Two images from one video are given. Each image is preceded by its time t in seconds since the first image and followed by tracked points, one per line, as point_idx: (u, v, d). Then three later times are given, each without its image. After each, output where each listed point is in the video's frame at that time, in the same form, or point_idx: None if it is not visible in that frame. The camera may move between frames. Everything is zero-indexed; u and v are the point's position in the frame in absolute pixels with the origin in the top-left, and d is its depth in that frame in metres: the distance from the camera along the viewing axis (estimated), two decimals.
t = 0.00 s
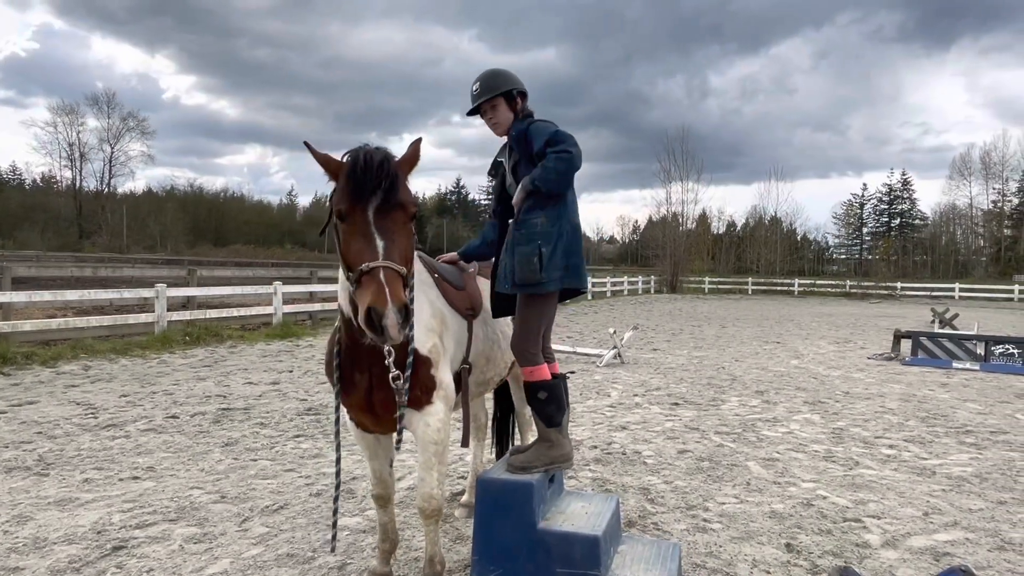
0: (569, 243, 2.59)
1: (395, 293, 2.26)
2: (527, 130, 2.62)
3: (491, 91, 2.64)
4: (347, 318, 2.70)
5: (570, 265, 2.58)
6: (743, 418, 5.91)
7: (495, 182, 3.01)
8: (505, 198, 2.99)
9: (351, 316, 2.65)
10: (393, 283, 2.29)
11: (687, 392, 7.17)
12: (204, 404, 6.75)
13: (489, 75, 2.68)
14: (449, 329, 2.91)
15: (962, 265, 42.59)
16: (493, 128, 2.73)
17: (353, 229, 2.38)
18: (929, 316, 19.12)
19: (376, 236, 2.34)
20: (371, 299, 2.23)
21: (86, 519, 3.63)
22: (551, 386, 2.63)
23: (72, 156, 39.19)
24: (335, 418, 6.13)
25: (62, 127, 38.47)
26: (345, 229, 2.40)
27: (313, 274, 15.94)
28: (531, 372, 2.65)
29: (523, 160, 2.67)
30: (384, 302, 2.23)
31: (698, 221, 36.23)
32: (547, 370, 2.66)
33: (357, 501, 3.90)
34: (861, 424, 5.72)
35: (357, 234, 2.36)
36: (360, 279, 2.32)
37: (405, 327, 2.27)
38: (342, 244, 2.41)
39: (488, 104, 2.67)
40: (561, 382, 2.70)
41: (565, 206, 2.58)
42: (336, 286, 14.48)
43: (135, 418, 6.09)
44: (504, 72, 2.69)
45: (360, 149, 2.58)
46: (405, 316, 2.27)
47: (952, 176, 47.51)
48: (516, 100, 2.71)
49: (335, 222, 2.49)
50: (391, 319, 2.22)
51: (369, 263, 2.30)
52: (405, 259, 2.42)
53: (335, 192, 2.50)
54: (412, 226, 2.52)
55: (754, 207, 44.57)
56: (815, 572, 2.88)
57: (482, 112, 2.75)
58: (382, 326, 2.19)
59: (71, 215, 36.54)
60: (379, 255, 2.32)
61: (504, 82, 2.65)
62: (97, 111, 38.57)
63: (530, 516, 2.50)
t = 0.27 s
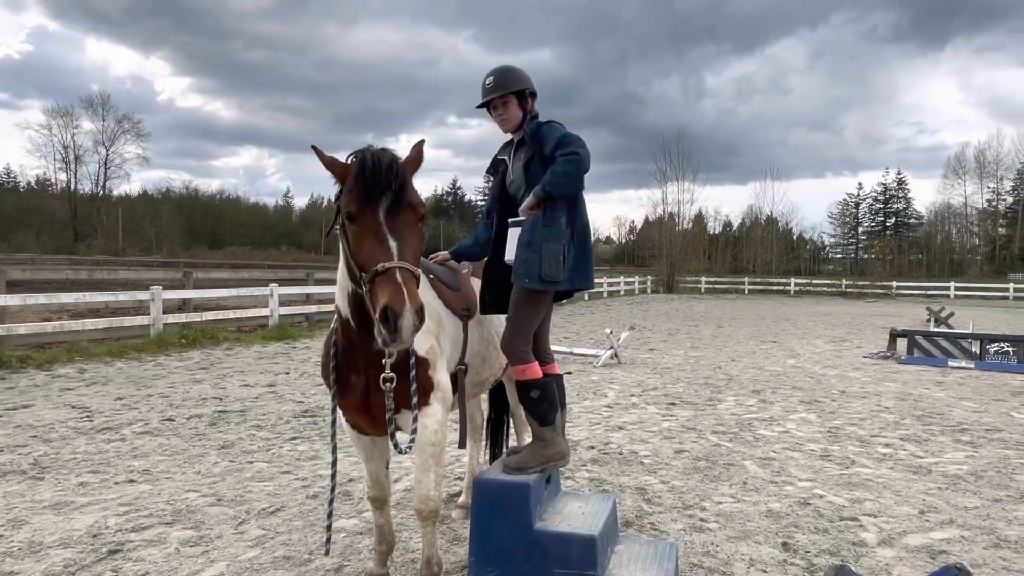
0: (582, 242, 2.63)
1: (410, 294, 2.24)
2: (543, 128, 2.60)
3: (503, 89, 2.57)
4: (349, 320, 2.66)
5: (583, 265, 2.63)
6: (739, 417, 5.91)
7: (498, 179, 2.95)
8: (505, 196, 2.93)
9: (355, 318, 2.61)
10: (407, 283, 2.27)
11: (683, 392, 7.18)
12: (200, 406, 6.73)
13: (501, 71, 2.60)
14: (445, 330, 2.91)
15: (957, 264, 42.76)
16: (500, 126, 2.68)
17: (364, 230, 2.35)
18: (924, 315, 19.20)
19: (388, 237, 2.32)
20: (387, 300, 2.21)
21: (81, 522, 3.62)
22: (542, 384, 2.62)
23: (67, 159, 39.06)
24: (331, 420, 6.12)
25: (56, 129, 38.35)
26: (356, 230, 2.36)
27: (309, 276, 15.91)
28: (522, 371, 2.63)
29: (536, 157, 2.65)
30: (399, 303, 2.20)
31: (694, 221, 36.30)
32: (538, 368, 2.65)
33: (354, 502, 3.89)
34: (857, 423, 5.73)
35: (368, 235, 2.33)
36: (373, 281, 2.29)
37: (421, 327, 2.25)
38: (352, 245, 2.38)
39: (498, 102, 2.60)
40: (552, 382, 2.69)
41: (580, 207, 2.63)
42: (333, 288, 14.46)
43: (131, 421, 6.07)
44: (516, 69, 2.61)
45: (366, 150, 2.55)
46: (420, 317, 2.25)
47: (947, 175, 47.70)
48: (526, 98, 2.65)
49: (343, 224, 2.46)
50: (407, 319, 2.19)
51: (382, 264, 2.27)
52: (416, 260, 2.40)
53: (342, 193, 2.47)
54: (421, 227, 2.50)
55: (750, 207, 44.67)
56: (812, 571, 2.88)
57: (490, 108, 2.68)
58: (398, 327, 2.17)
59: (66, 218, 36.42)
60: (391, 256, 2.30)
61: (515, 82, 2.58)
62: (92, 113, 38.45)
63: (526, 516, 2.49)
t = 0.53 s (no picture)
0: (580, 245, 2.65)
1: (411, 295, 2.24)
2: (542, 128, 2.60)
3: (505, 89, 2.56)
4: (347, 321, 2.66)
5: (582, 268, 2.65)
6: (736, 416, 5.92)
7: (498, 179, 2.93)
8: (506, 197, 2.92)
9: (353, 319, 2.61)
10: (408, 285, 2.26)
11: (681, 390, 7.19)
12: (197, 409, 6.71)
13: (502, 70, 2.59)
14: (443, 331, 2.91)
15: (952, 262, 42.94)
16: (500, 126, 2.67)
17: (365, 230, 2.35)
18: (920, 313, 19.27)
19: (389, 239, 2.32)
20: (388, 301, 2.20)
21: (78, 526, 3.60)
22: (537, 384, 2.61)
23: (61, 161, 38.92)
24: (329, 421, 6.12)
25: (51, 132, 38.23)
26: (357, 231, 2.36)
27: (306, 277, 15.88)
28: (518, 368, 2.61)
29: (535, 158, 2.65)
30: (400, 305, 2.20)
31: (690, 221, 36.35)
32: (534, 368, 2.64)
33: (351, 504, 3.89)
34: (854, 420, 5.75)
35: (369, 235, 2.33)
36: (373, 282, 2.28)
37: (421, 329, 2.24)
38: (353, 246, 2.38)
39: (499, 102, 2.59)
40: (542, 383, 2.68)
41: (578, 210, 2.65)
42: (329, 290, 14.44)
43: (127, 425, 6.05)
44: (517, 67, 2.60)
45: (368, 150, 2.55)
46: (420, 318, 2.25)
47: (942, 173, 47.89)
48: (525, 98, 2.64)
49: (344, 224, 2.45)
50: (407, 320, 2.18)
51: (383, 266, 2.27)
52: (417, 262, 2.40)
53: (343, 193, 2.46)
54: (422, 228, 2.50)
55: (746, 206, 44.77)
56: (810, 568, 2.89)
57: (490, 107, 2.66)
58: (399, 329, 2.16)
59: (61, 221, 36.28)
60: (392, 257, 2.30)
61: (517, 80, 2.57)
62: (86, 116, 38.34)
63: (524, 516, 2.50)
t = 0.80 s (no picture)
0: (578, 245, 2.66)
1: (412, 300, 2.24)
2: (538, 129, 2.60)
3: (499, 89, 2.55)
4: (346, 326, 2.65)
5: (581, 269, 2.66)
6: (734, 414, 5.94)
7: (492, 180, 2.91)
8: (501, 198, 2.91)
9: (353, 323, 2.60)
10: (409, 290, 2.26)
11: (678, 390, 7.20)
12: (194, 412, 6.70)
13: (495, 70, 2.58)
14: (442, 333, 2.91)
15: (948, 258, 43.09)
16: (495, 126, 2.66)
17: (364, 235, 2.34)
18: (916, 310, 19.35)
19: (389, 243, 2.32)
20: (389, 306, 2.20)
21: (76, 531, 3.59)
22: (529, 389, 2.60)
23: (56, 165, 38.79)
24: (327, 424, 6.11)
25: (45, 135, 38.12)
26: (356, 235, 2.36)
27: (302, 280, 15.86)
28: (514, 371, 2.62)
29: (532, 160, 2.65)
30: (401, 309, 2.20)
31: (687, 220, 36.41)
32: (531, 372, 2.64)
33: (350, 507, 3.88)
34: (851, 418, 5.76)
35: (369, 240, 2.33)
36: (374, 287, 2.28)
37: (422, 333, 2.25)
38: (353, 251, 2.38)
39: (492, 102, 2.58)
40: (538, 388, 2.67)
41: (576, 211, 2.66)
42: (326, 292, 14.43)
43: (124, 429, 6.04)
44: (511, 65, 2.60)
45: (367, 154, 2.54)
46: (421, 322, 2.25)
47: (936, 170, 48.05)
48: (519, 98, 2.64)
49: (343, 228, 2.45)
50: (408, 325, 2.19)
51: (383, 270, 2.27)
52: (417, 266, 2.40)
53: (342, 197, 2.46)
54: (421, 232, 2.50)
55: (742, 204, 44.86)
56: (808, 567, 2.90)
57: (484, 108, 2.66)
58: (401, 333, 2.16)
59: (56, 225, 36.16)
60: (393, 261, 2.29)
61: (510, 80, 2.56)
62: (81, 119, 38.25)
63: (523, 517, 2.50)
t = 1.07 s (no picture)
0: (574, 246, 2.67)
1: (402, 305, 2.23)
2: (533, 129, 2.59)
3: (493, 87, 2.55)
4: (341, 329, 2.65)
5: (576, 272, 2.67)
6: (732, 413, 5.94)
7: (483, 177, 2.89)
8: (494, 197, 2.89)
9: (347, 327, 2.59)
10: (400, 294, 2.26)
11: (676, 389, 7.21)
12: (192, 416, 6.68)
13: (489, 66, 2.58)
14: (438, 335, 2.91)
15: (944, 254, 43.23)
16: (487, 124, 2.65)
17: (355, 239, 2.34)
18: (913, 306, 19.43)
19: (380, 247, 2.31)
20: (380, 310, 2.20)
21: (73, 537, 3.58)
22: (527, 392, 2.60)
23: (51, 168, 38.66)
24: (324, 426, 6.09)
25: (40, 139, 38.00)
26: (347, 239, 2.36)
27: (299, 281, 15.83)
28: (512, 374, 2.63)
29: (528, 160, 2.64)
30: (391, 313, 2.20)
31: (683, 218, 36.44)
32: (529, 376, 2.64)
33: (348, 509, 3.88)
34: (849, 415, 5.78)
35: (360, 243, 2.33)
36: (365, 291, 2.28)
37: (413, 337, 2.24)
38: (344, 255, 2.37)
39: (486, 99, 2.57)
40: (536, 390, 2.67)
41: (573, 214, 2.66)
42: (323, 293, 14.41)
43: (121, 433, 6.02)
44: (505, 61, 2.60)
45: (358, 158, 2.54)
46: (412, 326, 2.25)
47: (932, 166, 48.19)
48: (513, 97, 2.63)
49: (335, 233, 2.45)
50: (399, 328, 2.18)
51: (374, 274, 2.27)
52: (409, 269, 2.39)
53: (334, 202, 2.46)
54: (413, 235, 2.50)
55: (738, 202, 44.92)
56: (807, 565, 2.90)
57: (478, 104, 2.64)
58: (391, 339, 2.15)
59: (51, 228, 36.03)
60: (383, 266, 2.29)
61: (505, 76, 2.56)
62: (76, 122, 38.13)
63: (520, 520, 2.50)
